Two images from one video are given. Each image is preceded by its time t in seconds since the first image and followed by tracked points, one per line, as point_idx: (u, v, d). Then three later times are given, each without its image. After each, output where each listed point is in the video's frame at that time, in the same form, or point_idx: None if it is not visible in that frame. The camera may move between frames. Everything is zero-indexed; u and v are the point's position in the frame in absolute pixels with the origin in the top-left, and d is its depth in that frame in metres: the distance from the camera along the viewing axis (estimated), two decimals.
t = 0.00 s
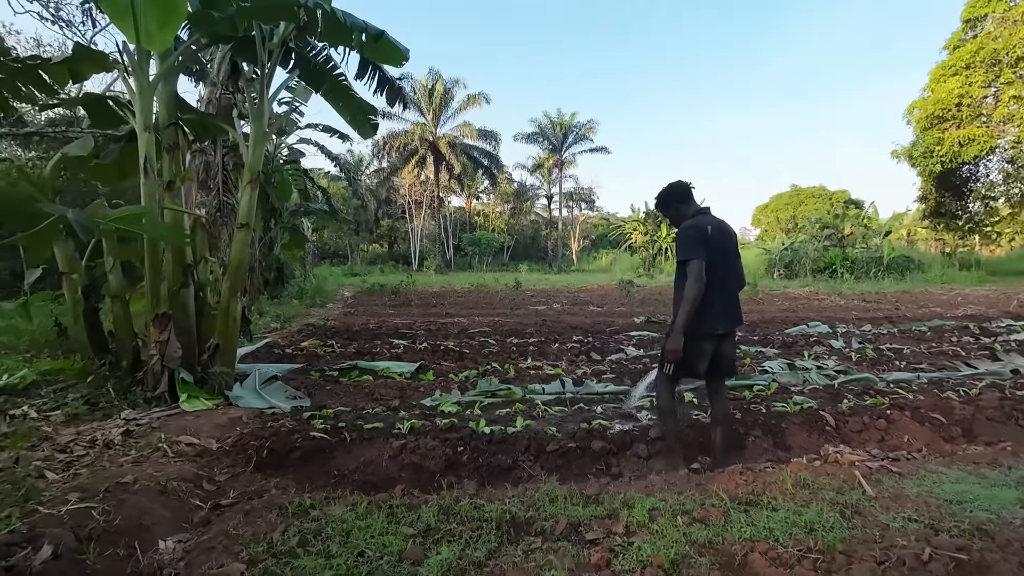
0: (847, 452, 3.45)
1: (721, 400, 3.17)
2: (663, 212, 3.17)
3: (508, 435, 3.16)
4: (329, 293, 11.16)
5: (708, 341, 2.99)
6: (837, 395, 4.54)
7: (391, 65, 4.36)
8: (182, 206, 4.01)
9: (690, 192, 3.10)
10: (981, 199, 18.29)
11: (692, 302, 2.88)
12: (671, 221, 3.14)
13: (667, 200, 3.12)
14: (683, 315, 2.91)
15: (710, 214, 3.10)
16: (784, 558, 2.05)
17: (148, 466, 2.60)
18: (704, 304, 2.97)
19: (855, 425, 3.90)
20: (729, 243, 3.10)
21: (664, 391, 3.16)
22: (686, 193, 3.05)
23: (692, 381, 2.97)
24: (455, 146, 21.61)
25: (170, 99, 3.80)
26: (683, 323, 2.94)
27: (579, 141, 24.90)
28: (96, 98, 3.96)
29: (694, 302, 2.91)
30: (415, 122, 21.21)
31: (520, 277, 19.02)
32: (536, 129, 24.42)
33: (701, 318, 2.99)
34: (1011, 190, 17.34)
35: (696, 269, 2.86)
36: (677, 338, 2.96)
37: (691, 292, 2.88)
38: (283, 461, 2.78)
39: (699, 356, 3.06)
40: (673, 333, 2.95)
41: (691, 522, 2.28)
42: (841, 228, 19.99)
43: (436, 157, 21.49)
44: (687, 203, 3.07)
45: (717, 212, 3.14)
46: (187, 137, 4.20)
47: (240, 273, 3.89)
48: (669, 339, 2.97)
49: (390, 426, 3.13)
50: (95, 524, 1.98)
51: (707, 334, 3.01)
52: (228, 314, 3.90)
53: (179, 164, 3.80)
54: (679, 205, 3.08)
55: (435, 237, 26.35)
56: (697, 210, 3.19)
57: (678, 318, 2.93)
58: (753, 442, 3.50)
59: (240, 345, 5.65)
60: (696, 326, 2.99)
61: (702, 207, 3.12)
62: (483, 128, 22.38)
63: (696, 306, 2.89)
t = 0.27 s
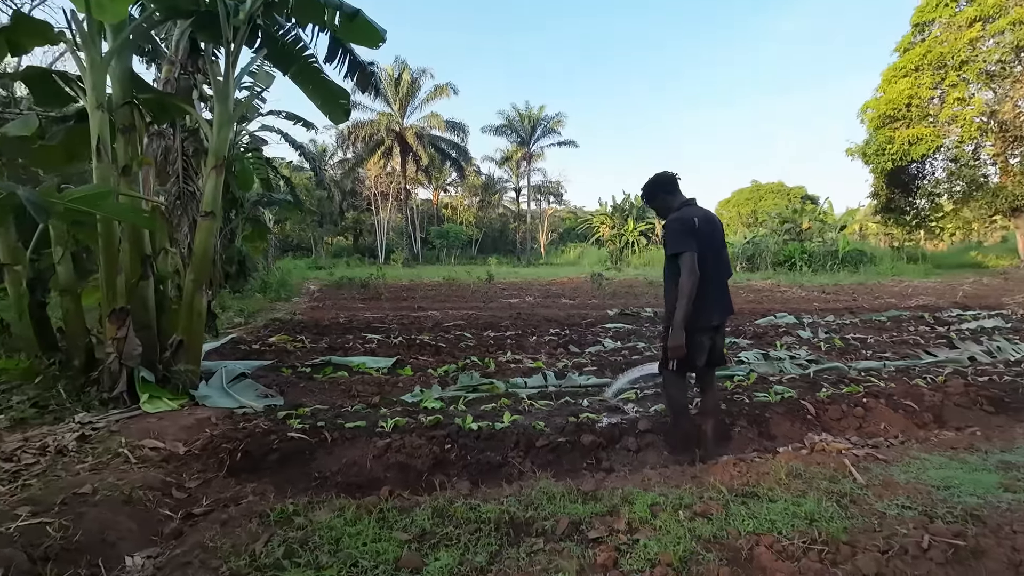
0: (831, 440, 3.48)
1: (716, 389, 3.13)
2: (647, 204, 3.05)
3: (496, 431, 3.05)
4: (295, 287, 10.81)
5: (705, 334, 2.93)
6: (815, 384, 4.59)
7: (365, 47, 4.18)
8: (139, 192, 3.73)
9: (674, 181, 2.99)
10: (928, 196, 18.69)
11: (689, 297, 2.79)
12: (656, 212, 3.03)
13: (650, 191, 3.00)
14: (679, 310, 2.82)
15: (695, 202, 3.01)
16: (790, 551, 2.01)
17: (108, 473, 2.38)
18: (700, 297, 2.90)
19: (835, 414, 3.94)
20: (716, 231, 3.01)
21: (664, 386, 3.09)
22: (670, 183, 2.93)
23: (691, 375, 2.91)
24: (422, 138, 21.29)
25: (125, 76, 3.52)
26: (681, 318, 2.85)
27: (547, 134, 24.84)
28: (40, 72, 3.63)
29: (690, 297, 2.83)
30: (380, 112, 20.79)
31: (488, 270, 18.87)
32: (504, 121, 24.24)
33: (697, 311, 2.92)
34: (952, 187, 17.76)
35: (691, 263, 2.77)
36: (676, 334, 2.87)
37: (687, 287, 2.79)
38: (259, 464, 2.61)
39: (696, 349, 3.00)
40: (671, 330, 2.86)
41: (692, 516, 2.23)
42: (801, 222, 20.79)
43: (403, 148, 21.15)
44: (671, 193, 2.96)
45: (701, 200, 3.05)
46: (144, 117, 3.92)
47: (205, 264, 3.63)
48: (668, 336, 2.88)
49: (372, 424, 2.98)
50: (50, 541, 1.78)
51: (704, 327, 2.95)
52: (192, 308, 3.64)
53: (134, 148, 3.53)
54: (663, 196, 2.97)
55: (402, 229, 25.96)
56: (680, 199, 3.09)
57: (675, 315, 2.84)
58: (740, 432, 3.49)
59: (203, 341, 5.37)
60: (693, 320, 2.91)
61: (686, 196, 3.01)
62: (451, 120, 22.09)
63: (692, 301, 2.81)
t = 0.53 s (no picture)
0: (810, 431, 3.49)
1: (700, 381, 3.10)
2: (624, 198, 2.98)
3: (477, 428, 2.96)
4: (261, 282, 10.47)
5: (684, 327, 2.88)
6: (790, 375, 4.63)
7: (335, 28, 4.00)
8: (90, 179, 3.49)
9: (650, 173, 2.91)
10: (884, 192, 19.20)
11: (665, 292, 2.74)
12: (633, 206, 2.96)
13: (626, 184, 2.93)
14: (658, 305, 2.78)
15: (672, 194, 2.94)
16: (784, 547, 1.97)
17: (58, 484, 2.20)
18: (677, 290, 2.84)
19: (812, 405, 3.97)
20: (694, 221, 2.95)
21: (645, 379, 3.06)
22: (646, 175, 2.86)
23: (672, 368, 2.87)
24: (392, 129, 20.97)
25: (72, 54, 3.28)
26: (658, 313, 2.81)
27: (518, 128, 24.73)
28: None
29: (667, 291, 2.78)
30: (349, 103, 20.37)
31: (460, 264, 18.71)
32: (476, 114, 24.05)
33: (674, 305, 2.87)
34: (907, 183, 18.23)
35: (666, 257, 2.71)
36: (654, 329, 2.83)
37: (661, 282, 2.73)
38: (226, 470, 2.45)
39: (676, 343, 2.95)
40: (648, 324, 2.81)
41: (683, 513, 2.18)
42: (766, 217, 21.27)
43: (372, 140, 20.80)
44: (648, 185, 2.89)
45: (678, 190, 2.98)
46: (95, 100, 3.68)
47: (164, 257, 3.40)
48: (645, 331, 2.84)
49: (347, 424, 2.85)
50: None
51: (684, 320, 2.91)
52: (150, 304, 3.41)
53: (83, 132, 3.29)
54: (639, 188, 2.90)
55: (372, 223, 25.54)
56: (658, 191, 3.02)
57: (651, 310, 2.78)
58: (722, 425, 3.48)
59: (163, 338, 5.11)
60: (671, 314, 2.86)
61: (663, 187, 2.94)
62: (422, 112, 21.80)
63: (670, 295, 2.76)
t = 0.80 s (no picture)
0: (793, 427, 3.48)
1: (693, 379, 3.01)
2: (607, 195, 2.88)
3: (459, 434, 2.83)
4: (220, 278, 10.01)
5: (672, 326, 2.76)
6: (768, 370, 4.62)
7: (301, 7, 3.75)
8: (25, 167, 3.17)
9: (633, 169, 2.81)
10: (840, 190, 19.75)
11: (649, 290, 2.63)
12: (617, 203, 2.85)
13: (608, 181, 2.83)
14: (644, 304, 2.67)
15: (656, 189, 2.83)
16: (790, 556, 1.89)
17: None
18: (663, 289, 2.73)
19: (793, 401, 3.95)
20: (679, 217, 2.84)
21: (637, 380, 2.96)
22: (627, 171, 2.75)
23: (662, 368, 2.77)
24: (357, 121, 20.48)
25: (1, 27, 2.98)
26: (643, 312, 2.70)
27: (486, 121, 24.50)
28: None
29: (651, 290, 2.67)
30: (312, 93, 19.79)
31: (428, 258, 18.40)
32: (443, 107, 23.70)
33: (661, 304, 2.76)
34: (861, 182, 18.82)
35: (648, 255, 2.60)
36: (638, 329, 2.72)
37: (644, 281, 2.63)
38: (186, 487, 2.24)
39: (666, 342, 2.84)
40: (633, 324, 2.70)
41: (682, 522, 2.08)
42: (730, 212, 21.66)
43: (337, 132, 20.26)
44: (630, 181, 2.78)
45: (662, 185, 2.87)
46: (29, 81, 3.32)
47: (112, 253, 3.12)
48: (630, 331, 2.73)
49: (320, 432, 2.67)
50: None
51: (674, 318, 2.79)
52: (97, 304, 3.12)
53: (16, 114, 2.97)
54: (622, 185, 2.80)
55: (336, 217, 24.96)
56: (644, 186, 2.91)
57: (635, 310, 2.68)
58: (707, 424, 3.43)
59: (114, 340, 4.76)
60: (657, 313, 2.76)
61: (646, 182, 2.84)
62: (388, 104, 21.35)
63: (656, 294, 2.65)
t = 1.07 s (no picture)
0: (777, 427, 3.50)
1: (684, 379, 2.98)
2: (600, 193, 2.79)
3: (447, 440, 2.78)
4: (187, 276, 9.68)
5: (668, 326, 2.71)
6: (749, 369, 4.63)
7: None
8: None
9: (628, 167, 2.73)
10: (807, 188, 20.14)
11: (647, 290, 2.57)
12: (612, 201, 2.77)
13: (603, 178, 2.74)
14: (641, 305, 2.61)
15: (650, 188, 2.77)
16: (794, 564, 1.85)
17: None
18: (659, 289, 2.67)
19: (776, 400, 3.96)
20: (673, 216, 2.80)
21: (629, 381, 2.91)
22: (623, 168, 2.68)
23: (656, 370, 2.72)
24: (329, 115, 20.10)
25: None
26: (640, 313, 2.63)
27: (461, 117, 24.28)
28: None
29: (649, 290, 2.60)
30: (281, 85, 19.33)
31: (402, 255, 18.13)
32: (417, 102, 23.43)
33: (657, 304, 2.72)
34: (825, 181, 19.15)
35: (648, 255, 2.52)
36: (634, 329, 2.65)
37: (643, 281, 2.55)
38: (154, 505, 2.10)
39: (659, 343, 2.79)
40: (630, 325, 2.63)
41: (681, 530, 2.03)
42: (702, 210, 21.94)
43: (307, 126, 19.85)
44: (624, 179, 2.71)
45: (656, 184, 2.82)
46: None
47: (67, 253, 2.91)
48: (626, 332, 2.66)
49: (298, 442, 2.55)
50: None
51: (668, 319, 2.75)
52: (52, 308, 2.90)
53: None
54: (617, 182, 2.71)
55: (307, 213, 24.46)
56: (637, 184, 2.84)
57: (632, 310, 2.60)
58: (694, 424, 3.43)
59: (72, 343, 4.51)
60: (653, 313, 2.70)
61: (640, 180, 2.77)
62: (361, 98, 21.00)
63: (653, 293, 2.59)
